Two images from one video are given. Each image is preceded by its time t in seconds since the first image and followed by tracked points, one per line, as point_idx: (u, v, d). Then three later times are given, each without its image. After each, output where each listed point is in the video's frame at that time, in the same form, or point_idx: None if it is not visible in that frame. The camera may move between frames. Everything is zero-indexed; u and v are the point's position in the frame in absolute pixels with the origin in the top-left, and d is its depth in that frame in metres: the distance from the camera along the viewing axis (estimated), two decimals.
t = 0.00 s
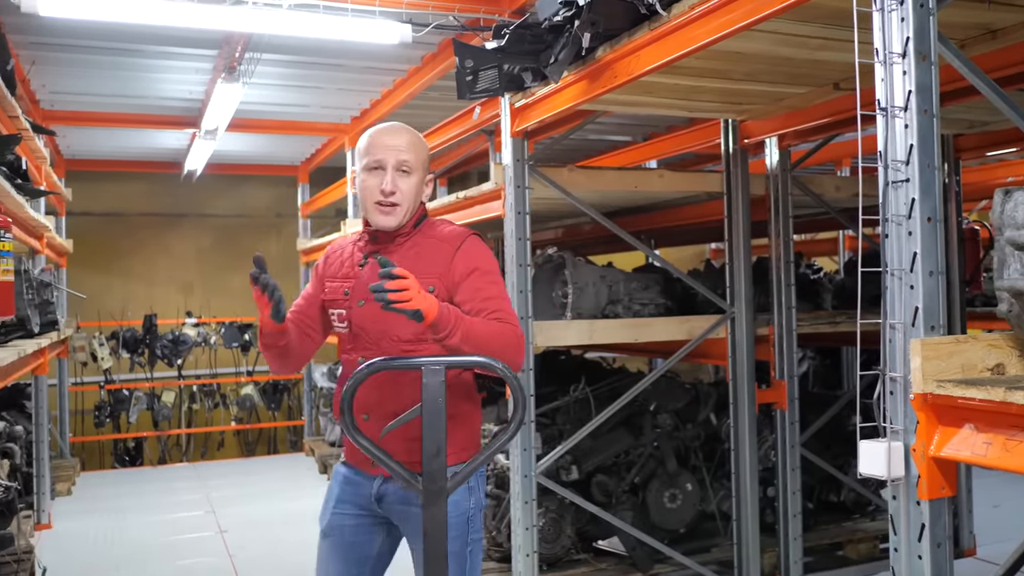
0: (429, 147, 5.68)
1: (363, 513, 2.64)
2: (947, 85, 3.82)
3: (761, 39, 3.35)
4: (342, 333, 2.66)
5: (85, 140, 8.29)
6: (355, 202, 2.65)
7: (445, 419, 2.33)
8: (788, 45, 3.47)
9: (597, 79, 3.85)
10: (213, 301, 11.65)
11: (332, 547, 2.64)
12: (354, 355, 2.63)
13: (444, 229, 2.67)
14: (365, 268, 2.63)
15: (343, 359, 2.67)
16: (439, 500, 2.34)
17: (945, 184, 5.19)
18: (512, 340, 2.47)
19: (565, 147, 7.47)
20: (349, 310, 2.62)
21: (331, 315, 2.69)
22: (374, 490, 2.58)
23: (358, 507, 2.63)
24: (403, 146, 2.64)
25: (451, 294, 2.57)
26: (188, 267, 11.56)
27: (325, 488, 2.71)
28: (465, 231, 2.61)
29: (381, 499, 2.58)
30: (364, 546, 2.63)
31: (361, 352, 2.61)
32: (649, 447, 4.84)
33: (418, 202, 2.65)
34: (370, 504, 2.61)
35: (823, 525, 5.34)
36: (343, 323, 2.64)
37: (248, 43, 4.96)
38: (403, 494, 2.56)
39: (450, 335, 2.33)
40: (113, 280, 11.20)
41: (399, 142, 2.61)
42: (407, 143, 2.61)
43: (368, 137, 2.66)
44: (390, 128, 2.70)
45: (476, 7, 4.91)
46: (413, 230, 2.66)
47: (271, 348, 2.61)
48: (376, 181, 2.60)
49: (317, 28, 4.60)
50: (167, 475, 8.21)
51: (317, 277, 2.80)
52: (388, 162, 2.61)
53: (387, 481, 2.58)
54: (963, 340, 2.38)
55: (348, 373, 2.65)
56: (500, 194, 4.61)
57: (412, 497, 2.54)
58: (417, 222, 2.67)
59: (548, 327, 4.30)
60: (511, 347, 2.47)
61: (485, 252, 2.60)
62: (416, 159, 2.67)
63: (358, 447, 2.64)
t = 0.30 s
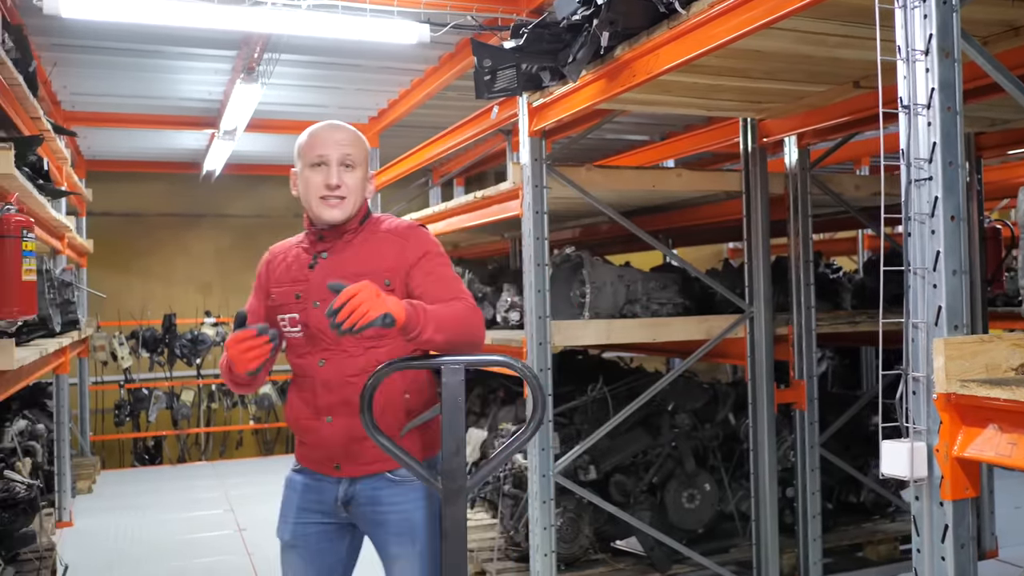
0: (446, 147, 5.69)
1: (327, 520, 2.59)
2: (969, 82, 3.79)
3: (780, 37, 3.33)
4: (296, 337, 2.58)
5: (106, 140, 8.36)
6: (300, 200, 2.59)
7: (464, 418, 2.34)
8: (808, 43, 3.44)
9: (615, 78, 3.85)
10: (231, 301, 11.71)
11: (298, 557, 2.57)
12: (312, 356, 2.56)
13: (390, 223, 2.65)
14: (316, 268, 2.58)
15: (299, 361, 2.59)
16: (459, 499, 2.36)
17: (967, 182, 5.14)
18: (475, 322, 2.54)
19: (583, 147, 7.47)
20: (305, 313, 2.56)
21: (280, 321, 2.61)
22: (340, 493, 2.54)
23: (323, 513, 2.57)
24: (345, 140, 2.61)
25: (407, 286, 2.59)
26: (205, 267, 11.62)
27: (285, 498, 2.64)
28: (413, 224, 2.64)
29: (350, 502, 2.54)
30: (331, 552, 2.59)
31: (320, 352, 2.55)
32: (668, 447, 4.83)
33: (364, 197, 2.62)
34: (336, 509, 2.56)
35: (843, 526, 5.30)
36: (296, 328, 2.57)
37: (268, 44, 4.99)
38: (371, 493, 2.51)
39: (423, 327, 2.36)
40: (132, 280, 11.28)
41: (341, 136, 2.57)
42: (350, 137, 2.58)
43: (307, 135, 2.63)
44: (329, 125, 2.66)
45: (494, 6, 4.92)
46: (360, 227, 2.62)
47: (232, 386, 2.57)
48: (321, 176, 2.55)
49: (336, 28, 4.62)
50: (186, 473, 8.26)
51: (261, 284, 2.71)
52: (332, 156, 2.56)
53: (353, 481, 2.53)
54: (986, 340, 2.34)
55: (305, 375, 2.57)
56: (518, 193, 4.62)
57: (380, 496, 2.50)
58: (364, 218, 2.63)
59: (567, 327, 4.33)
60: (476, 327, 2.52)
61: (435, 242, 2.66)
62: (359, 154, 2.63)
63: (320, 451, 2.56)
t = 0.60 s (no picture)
0: (463, 148, 5.70)
1: (298, 524, 2.51)
2: (993, 80, 3.75)
3: (799, 35, 3.31)
4: (260, 342, 2.52)
5: (127, 141, 8.43)
6: (257, 203, 2.55)
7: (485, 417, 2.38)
8: (828, 41, 3.42)
9: (634, 77, 3.84)
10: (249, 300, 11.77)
11: (277, 564, 2.52)
12: (275, 360, 2.48)
13: (352, 223, 2.57)
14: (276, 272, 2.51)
15: (264, 366, 2.51)
16: (478, 498, 2.41)
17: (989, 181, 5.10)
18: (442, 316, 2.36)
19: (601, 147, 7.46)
20: (266, 317, 2.49)
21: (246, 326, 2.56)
22: (304, 495, 2.44)
23: (291, 517, 2.50)
24: (297, 138, 2.56)
25: (370, 286, 2.46)
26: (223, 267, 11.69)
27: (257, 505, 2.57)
28: (374, 222, 2.52)
29: (314, 504, 2.44)
30: (305, 556, 2.52)
31: (284, 356, 2.46)
32: (687, 447, 4.81)
33: (321, 194, 2.55)
34: (302, 512, 2.47)
35: (863, 527, 5.28)
36: (260, 332, 2.50)
37: (287, 45, 5.02)
38: (335, 493, 2.41)
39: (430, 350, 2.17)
40: (152, 280, 11.37)
41: (291, 134, 2.53)
42: (302, 134, 2.54)
43: (261, 136, 2.58)
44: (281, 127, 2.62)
45: (512, 6, 4.92)
46: (320, 227, 2.54)
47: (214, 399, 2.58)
48: (274, 176, 2.50)
49: (355, 29, 4.63)
50: (204, 472, 8.31)
51: (230, 292, 2.67)
52: (283, 155, 2.51)
53: (318, 482, 2.43)
54: (1012, 340, 2.30)
55: (269, 379, 2.49)
56: (537, 192, 4.61)
57: (344, 496, 2.40)
58: (325, 216, 2.56)
59: (586, 327, 4.33)
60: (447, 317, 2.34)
61: (399, 239, 2.52)
62: (314, 151, 2.58)
63: (285, 455, 2.47)
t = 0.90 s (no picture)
0: (481, 148, 5.70)
1: (293, 532, 2.52)
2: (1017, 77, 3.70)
3: (820, 33, 3.28)
4: (253, 342, 2.50)
5: (148, 142, 8.49)
6: (253, 206, 2.54)
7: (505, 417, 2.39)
8: (849, 39, 3.39)
9: (653, 76, 3.82)
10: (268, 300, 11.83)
11: (275, 573, 2.54)
12: (268, 362, 2.46)
13: (350, 226, 2.57)
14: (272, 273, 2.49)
15: (255, 368, 2.49)
16: (498, 498, 2.41)
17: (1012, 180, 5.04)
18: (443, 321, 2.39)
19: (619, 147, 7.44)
20: (261, 318, 2.47)
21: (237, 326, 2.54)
22: (294, 501, 2.44)
23: (282, 524, 2.50)
24: (296, 141, 2.56)
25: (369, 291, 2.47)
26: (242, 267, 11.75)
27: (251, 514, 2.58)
28: (374, 227, 2.54)
29: (304, 510, 2.44)
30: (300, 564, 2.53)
31: (277, 358, 2.45)
32: (706, 447, 4.79)
33: (319, 199, 2.56)
34: (292, 518, 2.48)
35: (884, 529, 5.24)
36: (252, 332, 2.49)
37: (306, 45, 5.05)
38: (323, 498, 2.41)
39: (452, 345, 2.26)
40: (172, 280, 11.45)
41: (289, 136, 2.53)
42: (300, 136, 2.54)
43: (257, 137, 2.58)
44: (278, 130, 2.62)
45: (530, 6, 4.92)
46: (317, 230, 2.54)
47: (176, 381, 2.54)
48: (272, 178, 2.50)
49: (374, 29, 4.64)
50: (224, 471, 8.35)
51: (220, 290, 2.64)
52: (281, 157, 2.52)
53: (308, 488, 2.43)
54: None
55: (262, 381, 2.47)
56: (555, 192, 4.60)
57: (333, 499, 2.39)
58: (322, 220, 2.56)
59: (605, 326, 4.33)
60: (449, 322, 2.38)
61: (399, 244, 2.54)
62: (312, 154, 2.59)
63: (274, 460, 2.46)
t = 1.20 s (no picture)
0: (499, 148, 5.70)
1: (292, 543, 2.50)
2: None
3: (842, 32, 3.26)
4: (258, 343, 2.45)
5: (169, 144, 8.55)
6: (268, 202, 2.54)
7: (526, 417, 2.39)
8: (871, 38, 3.36)
9: (673, 76, 3.81)
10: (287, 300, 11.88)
11: None
12: (274, 364, 2.42)
13: (361, 229, 2.57)
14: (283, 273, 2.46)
15: (260, 370, 2.45)
16: (520, 499, 2.42)
17: None
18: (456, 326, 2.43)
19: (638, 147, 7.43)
20: (269, 319, 2.43)
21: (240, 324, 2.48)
22: (294, 512, 2.42)
23: (283, 536, 2.48)
24: (316, 139, 2.58)
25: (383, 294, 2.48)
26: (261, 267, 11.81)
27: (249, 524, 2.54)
28: (387, 230, 2.55)
29: (304, 521, 2.42)
30: None
31: (284, 361, 2.41)
32: (726, 449, 4.76)
33: (335, 199, 2.55)
34: (292, 529, 2.45)
35: (905, 532, 5.20)
36: (259, 332, 2.44)
37: (325, 47, 5.07)
38: (325, 510, 2.40)
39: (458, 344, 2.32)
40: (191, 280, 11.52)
41: (309, 135, 2.55)
42: (320, 135, 2.56)
43: (278, 136, 2.61)
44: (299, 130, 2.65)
45: (550, 6, 4.92)
46: (330, 231, 2.53)
47: (161, 354, 2.45)
48: (289, 175, 2.50)
49: (394, 30, 4.65)
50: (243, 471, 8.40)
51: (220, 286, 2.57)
52: (300, 155, 2.53)
53: (309, 499, 2.41)
54: None
55: (267, 384, 2.43)
56: (575, 192, 4.59)
57: (335, 512, 2.38)
58: (335, 221, 2.55)
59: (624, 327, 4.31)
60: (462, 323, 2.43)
61: (411, 248, 2.56)
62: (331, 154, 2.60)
63: (273, 468, 2.42)
